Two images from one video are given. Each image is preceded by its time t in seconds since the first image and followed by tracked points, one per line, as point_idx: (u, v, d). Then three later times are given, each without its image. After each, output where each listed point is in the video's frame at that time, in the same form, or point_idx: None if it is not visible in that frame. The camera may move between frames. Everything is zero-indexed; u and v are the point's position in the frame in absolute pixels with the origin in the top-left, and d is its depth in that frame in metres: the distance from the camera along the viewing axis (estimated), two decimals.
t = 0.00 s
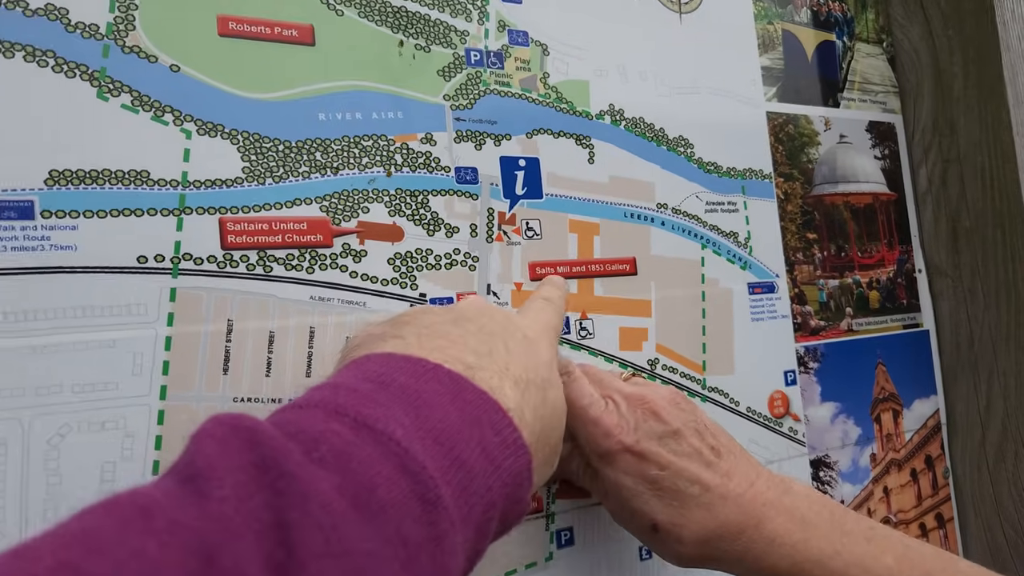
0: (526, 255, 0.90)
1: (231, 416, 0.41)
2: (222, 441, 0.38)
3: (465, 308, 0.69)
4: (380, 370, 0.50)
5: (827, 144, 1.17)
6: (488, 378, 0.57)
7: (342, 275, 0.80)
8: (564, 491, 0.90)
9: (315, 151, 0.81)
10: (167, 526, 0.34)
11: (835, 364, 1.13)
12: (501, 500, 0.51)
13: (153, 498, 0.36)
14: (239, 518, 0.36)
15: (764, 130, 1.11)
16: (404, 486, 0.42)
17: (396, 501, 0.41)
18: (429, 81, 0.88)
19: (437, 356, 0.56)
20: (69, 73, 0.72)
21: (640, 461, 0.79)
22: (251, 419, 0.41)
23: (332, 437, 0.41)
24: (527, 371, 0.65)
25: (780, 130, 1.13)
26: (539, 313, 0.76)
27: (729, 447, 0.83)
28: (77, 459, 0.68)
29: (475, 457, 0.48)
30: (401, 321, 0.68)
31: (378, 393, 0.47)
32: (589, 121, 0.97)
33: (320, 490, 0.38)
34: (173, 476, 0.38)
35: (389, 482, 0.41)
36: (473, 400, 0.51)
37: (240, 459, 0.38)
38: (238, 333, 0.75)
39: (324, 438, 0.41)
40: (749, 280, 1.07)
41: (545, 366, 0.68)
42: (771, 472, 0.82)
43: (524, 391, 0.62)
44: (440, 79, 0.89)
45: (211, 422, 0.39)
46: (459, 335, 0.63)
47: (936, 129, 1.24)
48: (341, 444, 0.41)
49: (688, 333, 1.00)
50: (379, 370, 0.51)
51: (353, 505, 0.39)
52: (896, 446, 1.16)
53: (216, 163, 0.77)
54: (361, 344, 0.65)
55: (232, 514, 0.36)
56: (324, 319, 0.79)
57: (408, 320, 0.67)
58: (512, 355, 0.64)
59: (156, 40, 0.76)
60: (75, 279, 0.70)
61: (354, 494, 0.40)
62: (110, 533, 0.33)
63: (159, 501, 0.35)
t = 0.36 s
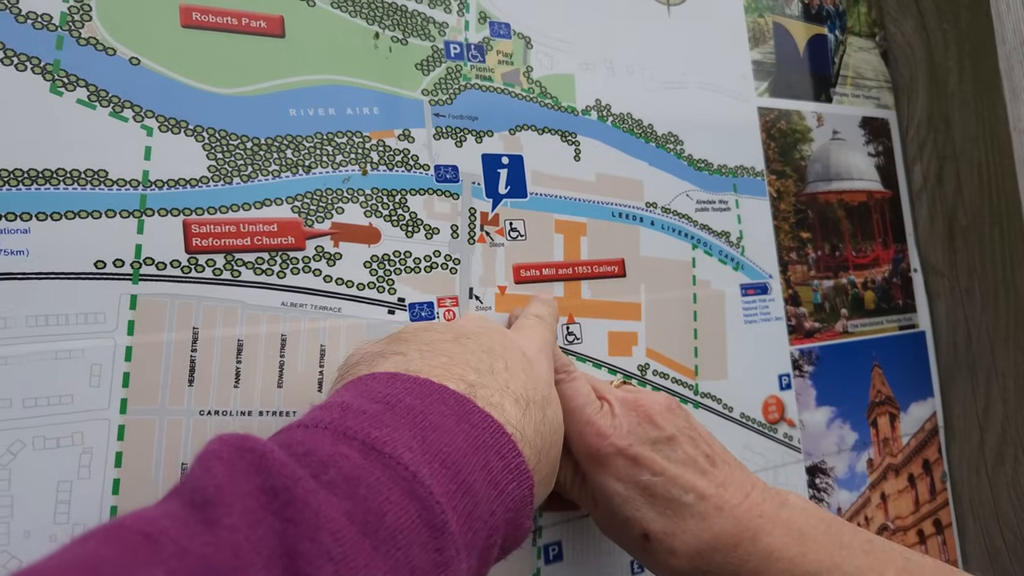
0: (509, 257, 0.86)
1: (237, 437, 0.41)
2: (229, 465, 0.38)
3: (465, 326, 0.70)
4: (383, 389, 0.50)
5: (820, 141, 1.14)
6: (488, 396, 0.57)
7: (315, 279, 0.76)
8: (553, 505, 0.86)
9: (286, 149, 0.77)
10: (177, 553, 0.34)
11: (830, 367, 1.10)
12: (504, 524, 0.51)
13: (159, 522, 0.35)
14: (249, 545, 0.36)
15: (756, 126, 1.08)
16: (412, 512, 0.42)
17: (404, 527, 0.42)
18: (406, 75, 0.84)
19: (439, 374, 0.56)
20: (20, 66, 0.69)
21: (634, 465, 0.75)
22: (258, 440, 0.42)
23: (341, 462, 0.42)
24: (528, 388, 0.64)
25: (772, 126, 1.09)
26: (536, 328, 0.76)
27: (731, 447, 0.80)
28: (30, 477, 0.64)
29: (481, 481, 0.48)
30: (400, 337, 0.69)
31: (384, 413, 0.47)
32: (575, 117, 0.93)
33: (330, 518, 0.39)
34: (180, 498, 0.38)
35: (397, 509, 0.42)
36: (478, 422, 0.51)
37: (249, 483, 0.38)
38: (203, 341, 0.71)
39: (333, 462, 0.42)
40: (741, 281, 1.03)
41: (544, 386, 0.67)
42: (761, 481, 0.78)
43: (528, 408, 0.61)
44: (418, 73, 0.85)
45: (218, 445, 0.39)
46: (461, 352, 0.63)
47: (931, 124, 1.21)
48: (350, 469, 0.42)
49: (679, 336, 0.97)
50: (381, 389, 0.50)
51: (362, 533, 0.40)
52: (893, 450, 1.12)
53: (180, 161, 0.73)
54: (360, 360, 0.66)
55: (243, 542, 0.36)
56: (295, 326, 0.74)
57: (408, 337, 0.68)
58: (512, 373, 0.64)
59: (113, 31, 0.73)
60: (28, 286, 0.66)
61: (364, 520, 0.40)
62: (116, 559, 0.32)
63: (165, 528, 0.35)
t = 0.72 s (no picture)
0: (502, 253, 0.84)
1: (240, 416, 0.42)
2: (234, 444, 0.39)
3: (464, 302, 0.69)
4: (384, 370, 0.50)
5: (814, 136, 1.13)
6: (489, 373, 0.57)
7: (305, 277, 0.74)
8: (548, 505, 0.85)
9: (275, 143, 0.75)
10: (183, 531, 0.34)
11: (826, 362, 1.09)
12: (502, 510, 0.51)
13: (165, 499, 0.36)
14: (255, 525, 0.37)
15: (750, 121, 1.06)
16: (416, 496, 0.43)
17: (408, 511, 0.42)
18: (397, 68, 0.82)
19: (440, 353, 0.56)
20: None
21: (637, 466, 0.74)
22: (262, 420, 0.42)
23: (346, 444, 0.42)
24: (529, 364, 0.63)
25: (766, 120, 1.08)
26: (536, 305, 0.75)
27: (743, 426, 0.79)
28: (12, 481, 0.62)
29: (482, 465, 0.48)
30: (401, 314, 0.68)
31: (388, 395, 0.47)
32: (568, 111, 0.92)
33: (335, 500, 0.39)
34: (184, 475, 0.39)
35: (402, 492, 0.42)
36: (482, 405, 0.51)
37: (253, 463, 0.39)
38: (190, 341, 0.69)
39: (338, 443, 0.42)
40: (736, 277, 1.02)
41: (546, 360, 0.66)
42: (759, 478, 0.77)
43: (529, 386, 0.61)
44: (409, 66, 0.83)
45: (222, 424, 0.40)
46: (460, 328, 0.63)
47: (924, 119, 1.20)
48: (355, 450, 0.42)
49: (674, 332, 0.96)
50: (384, 370, 0.50)
51: (367, 515, 0.40)
52: (888, 447, 1.11)
53: (165, 156, 0.71)
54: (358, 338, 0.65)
55: (249, 522, 0.37)
56: (284, 325, 0.72)
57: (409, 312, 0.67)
58: (514, 350, 0.63)
59: (96, 23, 0.71)
60: (9, 285, 0.64)
61: (368, 503, 0.41)
62: (125, 538, 0.33)
63: (170, 506, 0.36)
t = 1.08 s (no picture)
0: (493, 243, 0.83)
1: (204, 418, 0.41)
2: (198, 449, 0.39)
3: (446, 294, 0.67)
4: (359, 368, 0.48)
5: (808, 126, 1.12)
6: (465, 376, 0.55)
7: (290, 266, 0.72)
8: (540, 499, 0.83)
9: (259, 130, 0.73)
10: (143, 539, 0.34)
11: (821, 356, 1.07)
12: (472, 520, 0.49)
13: (125, 505, 0.36)
14: (218, 533, 0.36)
15: (743, 112, 1.05)
16: (386, 507, 0.42)
17: (377, 522, 0.41)
18: (384, 53, 0.81)
19: (416, 356, 0.55)
20: None
21: (707, 402, 0.81)
22: (230, 422, 0.42)
23: (316, 450, 0.41)
24: (508, 365, 0.61)
25: (760, 109, 1.07)
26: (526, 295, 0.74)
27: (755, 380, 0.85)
28: None
29: (455, 475, 0.47)
30: (379, 305, 0.67)
31: (362, 398, 0.46)
32: (559, 99, 0.90)
33: (303, 510, 0.39)
34: (144, 478, 0.39)
35: (372, 502, 0.41)
36: (457, 412, 0.49)
37: (219, 467, 0.39)
38: (172, 331, 0.67)
39: (308, 449, 0.41)
40: (730, 268, 1.01)
41: (526, 358, 0.65)
42: (766, 444, 0.78)
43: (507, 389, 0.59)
44: (397, 52, 0.81)
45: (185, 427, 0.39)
46: (440, 324, 0.61)
47: (918, 108, 1.19)
48: (325, 457, 0.41)
49: (668, 323, 0.94)
50: (359, 369, 0.49)
51: (334, 525, 0.40)
52: (883, 440, 1.10)
53: (146, 143, 0.69)
54: (336, 328, 0.65)
55: (211, 531, 0.36)
56: (270, 315, 0.71)
57: (390, 303, 0.66)
58: (493, 350, 0.61)
59: (74, 6, 0.69)
60: None
61: (336, 513, 0.40)
62: (81, 545, 0.33)
63: (130, 512, 0.35)
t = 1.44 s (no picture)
0: (487, 236, 0.83)
1: (192, 412, 0.41)
2: (185, 442, 0.39)
3: (439, 289, 0.67)
4: (351, 361, 0.48)
5: (801, 120, 1.12)
6: (459, 368, 0.55)
7: (284, 259, 0.72)
8: (536, 491, 0.83)
9: (252, 122, 0.73)
10: (126, 533, 0.34)
11: (813, 349, 1.08)
12: (466, 515, 0.49)
13: (109, 499, 0.35)
14: (205, 528, 0.36)
15: (737, 108, 1.05)
16: (378, 502, 0.42)
17: (369, 516, 0.41)
18: (378, 45, 0.80)
19: (410, 347, 0.54)
20: None
21: (708, 389, 0.81)
22: (220, 415, 0.42)
23: (307, 444, 0.41)
24: (502, 359, 0.61)
25: (754, 103, 1.07)
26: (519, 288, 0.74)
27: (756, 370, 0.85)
28: None
29: (449, 469, 0.47)
30: (370, 295, 0.67)
31: (354, 390, 0.46)
32: (553, 92, 0.90)
33: (293, 504, 0.39)
34: (131, 472, 0.38)
35: (364, 496, 0.41)
36: (451, 404, 0.49)
37: (206, 462, 0.39)
38: (166, 324, 0.67)
39: (299, 442, 0.41)
40: (724, 261, 1.01)
41: (522, 355, 0.65)
42: (767, 431, 0.79)
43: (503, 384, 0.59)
44: (390, 44, 0.81)
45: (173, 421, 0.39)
46: (434, 318, 0.61)
47: (911, 103, 1.19)
48: (316, 450, 0.41)
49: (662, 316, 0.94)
50: (352, 362, 0.49)
51: (325, 520, 0.40)
52: (876, 433, 1.11)
53: (139, 134, 0.69)
54: (326, 322, 0.64)
55: (197, 525, 0.36)
56: (264, 308, 0.70)
57: (381, 294, 0.66)
58: (488, 343, 0.61)
59: None
60: None
61: (327, 507, 0.40)
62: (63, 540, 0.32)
63: (113, 507, 0.35)
